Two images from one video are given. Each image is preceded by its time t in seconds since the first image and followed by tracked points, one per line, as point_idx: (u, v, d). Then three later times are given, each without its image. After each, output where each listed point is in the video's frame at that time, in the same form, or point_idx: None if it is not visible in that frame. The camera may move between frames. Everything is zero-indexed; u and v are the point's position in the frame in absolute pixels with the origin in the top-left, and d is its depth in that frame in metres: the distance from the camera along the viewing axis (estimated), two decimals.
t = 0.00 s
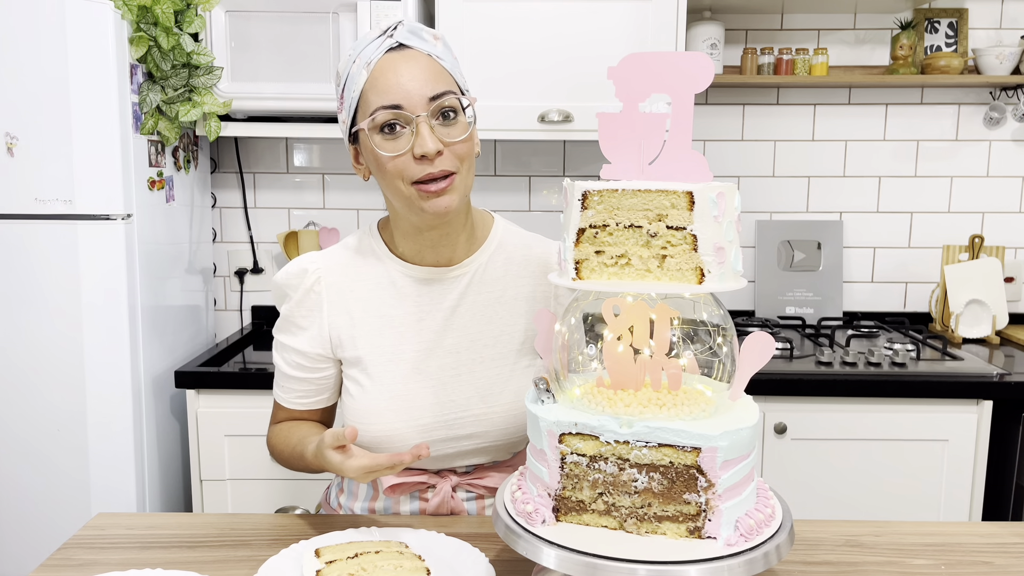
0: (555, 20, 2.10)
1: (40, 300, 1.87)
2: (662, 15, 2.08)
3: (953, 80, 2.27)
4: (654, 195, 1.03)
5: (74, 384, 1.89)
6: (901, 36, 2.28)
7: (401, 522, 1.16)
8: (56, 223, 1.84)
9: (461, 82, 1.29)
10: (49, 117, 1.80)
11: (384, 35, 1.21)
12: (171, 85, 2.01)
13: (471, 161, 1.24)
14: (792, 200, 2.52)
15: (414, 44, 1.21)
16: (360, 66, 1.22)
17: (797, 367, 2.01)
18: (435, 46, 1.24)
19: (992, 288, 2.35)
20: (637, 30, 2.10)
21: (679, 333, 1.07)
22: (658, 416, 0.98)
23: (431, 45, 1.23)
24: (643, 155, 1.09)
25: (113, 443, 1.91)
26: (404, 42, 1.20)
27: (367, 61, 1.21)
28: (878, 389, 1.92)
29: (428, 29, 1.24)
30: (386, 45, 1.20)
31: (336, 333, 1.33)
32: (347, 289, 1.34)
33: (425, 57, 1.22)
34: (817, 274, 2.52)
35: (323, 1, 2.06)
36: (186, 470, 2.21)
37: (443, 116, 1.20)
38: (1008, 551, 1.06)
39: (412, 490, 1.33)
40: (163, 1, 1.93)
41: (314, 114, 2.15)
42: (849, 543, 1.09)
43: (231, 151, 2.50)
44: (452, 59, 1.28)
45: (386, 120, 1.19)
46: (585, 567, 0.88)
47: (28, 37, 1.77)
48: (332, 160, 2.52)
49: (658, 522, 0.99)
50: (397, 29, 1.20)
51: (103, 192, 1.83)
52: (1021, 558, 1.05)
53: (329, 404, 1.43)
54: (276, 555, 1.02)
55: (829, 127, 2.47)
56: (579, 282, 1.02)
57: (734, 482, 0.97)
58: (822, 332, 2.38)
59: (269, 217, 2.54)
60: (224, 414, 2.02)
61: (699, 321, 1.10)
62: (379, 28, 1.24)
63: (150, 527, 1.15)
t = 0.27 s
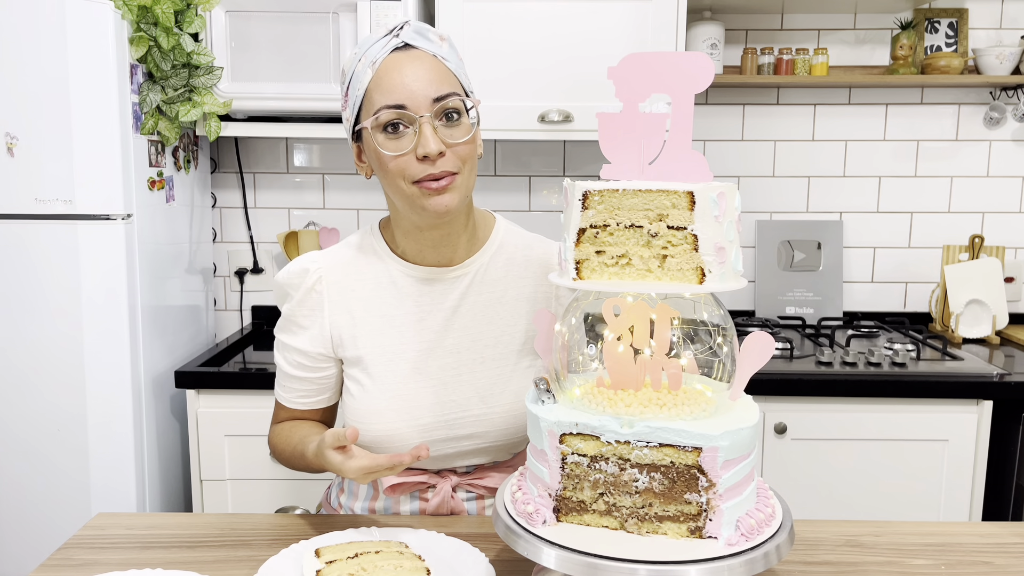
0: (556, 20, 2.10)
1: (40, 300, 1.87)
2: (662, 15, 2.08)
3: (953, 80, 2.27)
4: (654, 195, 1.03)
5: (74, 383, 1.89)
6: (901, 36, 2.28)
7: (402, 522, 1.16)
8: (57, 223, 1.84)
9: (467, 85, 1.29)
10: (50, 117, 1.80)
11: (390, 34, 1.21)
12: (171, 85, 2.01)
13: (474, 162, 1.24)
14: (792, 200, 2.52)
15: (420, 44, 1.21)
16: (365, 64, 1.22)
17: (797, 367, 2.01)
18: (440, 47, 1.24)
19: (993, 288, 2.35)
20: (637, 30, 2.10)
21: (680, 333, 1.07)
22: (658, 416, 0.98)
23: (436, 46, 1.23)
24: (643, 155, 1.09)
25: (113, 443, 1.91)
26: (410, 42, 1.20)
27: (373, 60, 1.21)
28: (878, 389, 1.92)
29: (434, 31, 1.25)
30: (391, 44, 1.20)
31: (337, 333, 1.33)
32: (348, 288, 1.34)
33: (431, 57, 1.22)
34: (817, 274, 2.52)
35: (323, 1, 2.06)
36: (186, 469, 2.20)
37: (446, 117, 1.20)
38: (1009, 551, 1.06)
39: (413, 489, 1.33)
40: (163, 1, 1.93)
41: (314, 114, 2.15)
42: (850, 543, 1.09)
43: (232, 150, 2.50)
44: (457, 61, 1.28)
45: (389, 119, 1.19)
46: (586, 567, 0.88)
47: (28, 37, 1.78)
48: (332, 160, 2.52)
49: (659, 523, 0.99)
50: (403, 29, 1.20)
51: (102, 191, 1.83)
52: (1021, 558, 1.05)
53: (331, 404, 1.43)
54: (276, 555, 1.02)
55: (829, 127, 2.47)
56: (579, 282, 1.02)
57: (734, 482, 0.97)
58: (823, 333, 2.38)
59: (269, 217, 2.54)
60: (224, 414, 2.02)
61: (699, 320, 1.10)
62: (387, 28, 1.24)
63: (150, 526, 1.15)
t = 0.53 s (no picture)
0: (555, 20, 2.10)
1: (41, 300, 1.87)
2: (662, 15, 2.08)
3: (952, 80, 2.27)
4: (654, 195, 1.03)
5: (75, 383, 1.89)
6: (901, 36, 2.28)
7: (402, 522, 1.16)
8: (57, 224, 1.84)
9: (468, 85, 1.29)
10: (49, 118, 1.80)
11: (392, 33, 1.21)
12: (171, 85, 2.01)
13: (474, 162, 1.24)
14: (792, 200, 2.52)
15: (422, 44, 1.21)
16: (367, 63, 1.22)
17: (797, 367, 2.01)
18: (442, 47, 1.24)
19: (993, 288, 2.35)
20: (637, 30, 2.10)
21: (680, 333, 1.07)
22: (658, 416, 0.98)
23: (439, 46, 1.23)
24: (643, 155, 1.09)
25: (113, 443, 1.91)
26: (411, 40, 1.20)
27: (375, 59, 1.21)
28: (878, 389, 1.92)
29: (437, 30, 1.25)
30: (394, 43, 1.20)
31: (338, 333, 1.33)
32: (349, 288, 1.34)
33: (433, 56, 1.23)
34: (817, 274, 2.52)
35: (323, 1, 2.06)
36: (186, 469, 2.21)
37: (448, 116, 1.20)
38: (1009, 551, 1.06)
39: (413, 489, 1.33)
40: (163, 1, 1.93)
41: (314, 114, 2.15)
42: (850, 543, 1.09)
43: (232, 151, 2.50)
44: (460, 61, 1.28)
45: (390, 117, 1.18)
46: (586, 567, 0.88)
47: (28, 37, 1.78)
48: (332, 160, 2.52)
49: (658, 522, 0.99)
50: (405, 28, 1.21)
51: (103, 192, 1.83)
52: (1021, 558, 1.05)
53: (331, 404, 1.43)
54: (276, 555, 1.02)
55: (829, 127, 2.47)
56: (579, 282, 1.02)
57: (734, 482, 0.97)
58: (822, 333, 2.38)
59: (269, 217, 2.54)
60: (224, 414, 2.02)
61: (699, 320, 1.10)
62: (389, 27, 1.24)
63: (150, 526, 1.15)
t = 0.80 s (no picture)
0: (555, 20, 2.10)
1: (41, 300, 1.87)
2: (662, 15, 2.08)
3: (952, 80, 2.27)
4: (654, 195, 1.03)
5: (75, 383, 1.89)
6: (901, 36, 2.28)
7: (402, 522, 1.16)
8: (57, 223, 1.84)
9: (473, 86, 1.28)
10: (49, 118, 1.80)
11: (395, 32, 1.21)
12: (171, 85, 2.01)
13: (475, 162, 1.23)
14: (792, 200, 2.52)
15: (426, 43, 1.21)
16: (371, 61, 1.23)
17: (797, 367, 2.01)
18: (447, 47, 1.24)
19: (993, 288, 2.35)
20: (637, 30, 2.10)
21: (680, 333, 1.07)
22: (658, 416, 0.98)
23: (443, 46, 1.23)
24: (643, 155, 1.09)
25: (113, 443, 1.91)
26: (415, 40, 1.21)
27: (378, 58, 1.21)
28: (878, 389, 1.92)
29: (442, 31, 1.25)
30: (398, 42, 1.21)
31: (338, 331, 1.33)
32: (350, 286, 1.34)
33: (437, 56, 1.23)
34: (817, 274, 2.52)
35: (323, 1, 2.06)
36: (186, 469, 2.20)
37: (449, 115, 1.20)
38: (1009, 551, 1.06)
39: (413, 488, 1.33)
40: (163, 1, 1.93)
41: (314, 114, 2.15)
42: (849, 543, 1.09)
43: (232, 151, 2.50)
44: (464, 61, 1.28)
45: (391, 115, 1.19)
46: (585, 567, 0.88)
47: (28, 37, 1.78)
48: (332, 160, 2.52)
49: (658, 522, 0.99)
50: (409, 27, 1.21)
51: (103, 192, 1.83)
52: (1021, 558, 1.05)
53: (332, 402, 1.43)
54: (276, 555, 1.02)
55: (828, 127, 2.47)
56: (579, 282, 1.02)
57: (733, 482, 0.97)
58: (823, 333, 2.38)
59: (269, 217, 2.54)
60: (224, 414, 2.02)
61: (699, 320, 1.10)
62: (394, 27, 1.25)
63: (150, 526, 1.15)
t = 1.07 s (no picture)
0: (555, 19, 2.10)
1: (40, 300, 1.87)
2: (662, 14, 2.08)
3: (952, 80, 2.27)
4: (654, 195, 1.03)
5: (74, 383, 1.89)
6: (901, 36, 2.28)
7: (402, 521, 1.16)
8: (57, 223, 1.84)
9: (479, 85, 1.27)
10: (48, 118, 1.80)
11: (399, 31, 1.22)
12: (171, 85, 2.01)
13: (465, 157, 1.23)
14: (792, 200, 2.52)
15: (426, 40, 1.21)
16: (378, 57, 1.25)
17: (797, 367, 2.01)
18: (450, 45, 1.24)
19: (992, 288, 2.35)
20: (637, 30, 2.10)
21: (679, 334, 1.07)
22: (658, 416, 0.98)
23: (446, 44, 1.23)
24: (643, 155, 1.09)
25: (113, 443, 1.91)
26: (417, 38, 1.21)
27: (382, 53, 1.24)
28: (878, 389, 1.92)
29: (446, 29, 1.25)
30: (399, 40, 1.21)
31: (344, 319, 1.33)
32: (357, 278, 1.34)
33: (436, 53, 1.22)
34: (817, 274, 2.52)
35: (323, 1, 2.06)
36: (185, 469, 2.20)
37: (438, 109, 1.20)
38: (1008, 551, 1.06)
39: (413, 488, 1.33)
40: (163, 1, 1.93)
41: (313, 114, 2.15)
42: (849, 543, 1.09)
43: (232, 151, 2.50)
44: (471, 60, 1.28)
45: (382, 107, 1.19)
46: (585, 567, 0.88)
47: (27, 36, 1.77)
48: (332, 160, 2.52)
49: (658, 522, 0.99)
50: (411, 24, 1.21)
51: (103, 192, 1.83)
52: (1020, 558, 1.05)
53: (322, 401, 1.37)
54: (276, 555, 1.02)
55: (828, 127, 2.47)
56: (578, 282, 1.02)
57: (733, 482, 0.97)
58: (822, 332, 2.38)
59: (269, 217, 2.54)
60: (224, 414, 2.02)
61: (699, 320, 1.11)
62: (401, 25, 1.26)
63: (149, 527, 1.15)
